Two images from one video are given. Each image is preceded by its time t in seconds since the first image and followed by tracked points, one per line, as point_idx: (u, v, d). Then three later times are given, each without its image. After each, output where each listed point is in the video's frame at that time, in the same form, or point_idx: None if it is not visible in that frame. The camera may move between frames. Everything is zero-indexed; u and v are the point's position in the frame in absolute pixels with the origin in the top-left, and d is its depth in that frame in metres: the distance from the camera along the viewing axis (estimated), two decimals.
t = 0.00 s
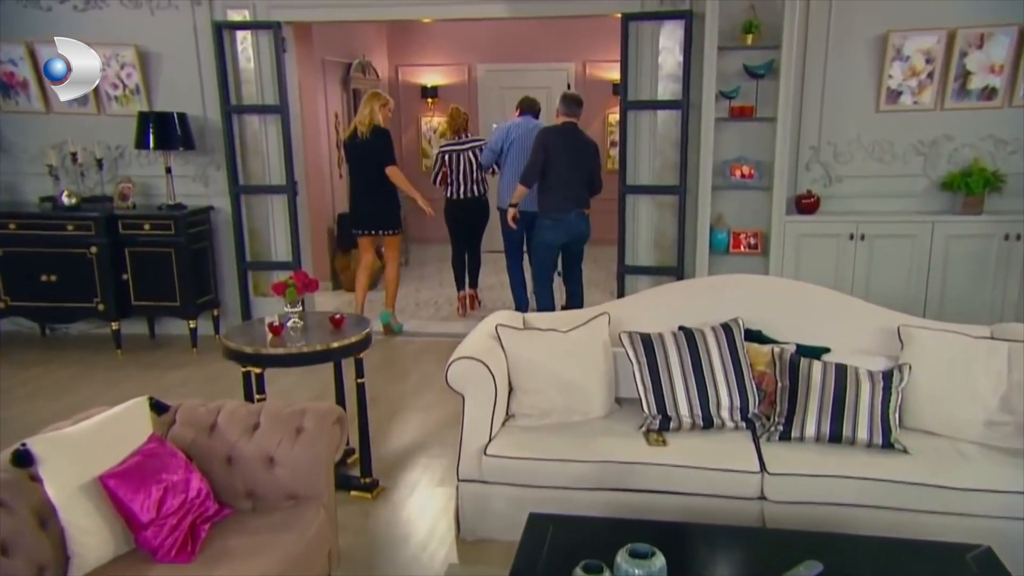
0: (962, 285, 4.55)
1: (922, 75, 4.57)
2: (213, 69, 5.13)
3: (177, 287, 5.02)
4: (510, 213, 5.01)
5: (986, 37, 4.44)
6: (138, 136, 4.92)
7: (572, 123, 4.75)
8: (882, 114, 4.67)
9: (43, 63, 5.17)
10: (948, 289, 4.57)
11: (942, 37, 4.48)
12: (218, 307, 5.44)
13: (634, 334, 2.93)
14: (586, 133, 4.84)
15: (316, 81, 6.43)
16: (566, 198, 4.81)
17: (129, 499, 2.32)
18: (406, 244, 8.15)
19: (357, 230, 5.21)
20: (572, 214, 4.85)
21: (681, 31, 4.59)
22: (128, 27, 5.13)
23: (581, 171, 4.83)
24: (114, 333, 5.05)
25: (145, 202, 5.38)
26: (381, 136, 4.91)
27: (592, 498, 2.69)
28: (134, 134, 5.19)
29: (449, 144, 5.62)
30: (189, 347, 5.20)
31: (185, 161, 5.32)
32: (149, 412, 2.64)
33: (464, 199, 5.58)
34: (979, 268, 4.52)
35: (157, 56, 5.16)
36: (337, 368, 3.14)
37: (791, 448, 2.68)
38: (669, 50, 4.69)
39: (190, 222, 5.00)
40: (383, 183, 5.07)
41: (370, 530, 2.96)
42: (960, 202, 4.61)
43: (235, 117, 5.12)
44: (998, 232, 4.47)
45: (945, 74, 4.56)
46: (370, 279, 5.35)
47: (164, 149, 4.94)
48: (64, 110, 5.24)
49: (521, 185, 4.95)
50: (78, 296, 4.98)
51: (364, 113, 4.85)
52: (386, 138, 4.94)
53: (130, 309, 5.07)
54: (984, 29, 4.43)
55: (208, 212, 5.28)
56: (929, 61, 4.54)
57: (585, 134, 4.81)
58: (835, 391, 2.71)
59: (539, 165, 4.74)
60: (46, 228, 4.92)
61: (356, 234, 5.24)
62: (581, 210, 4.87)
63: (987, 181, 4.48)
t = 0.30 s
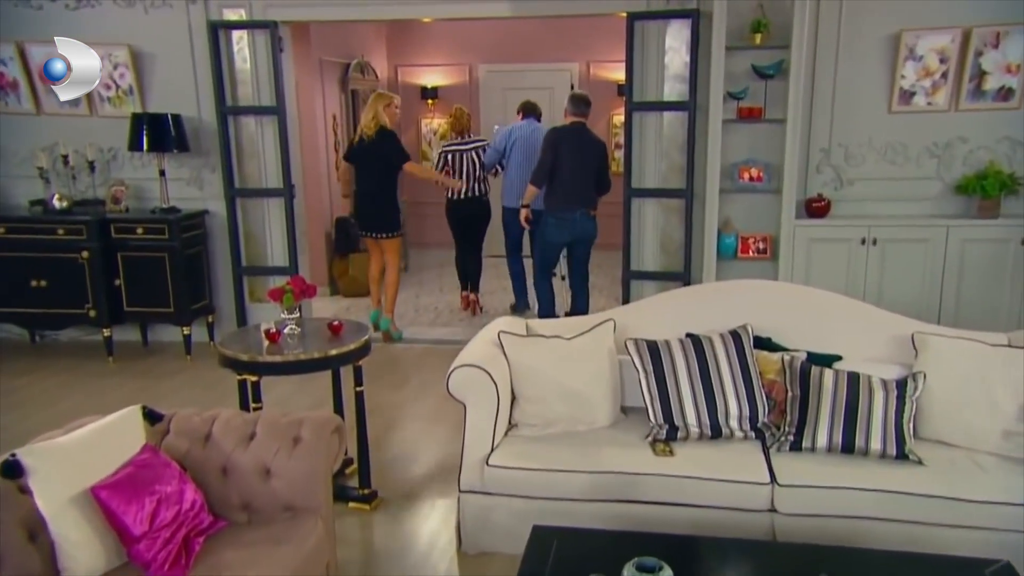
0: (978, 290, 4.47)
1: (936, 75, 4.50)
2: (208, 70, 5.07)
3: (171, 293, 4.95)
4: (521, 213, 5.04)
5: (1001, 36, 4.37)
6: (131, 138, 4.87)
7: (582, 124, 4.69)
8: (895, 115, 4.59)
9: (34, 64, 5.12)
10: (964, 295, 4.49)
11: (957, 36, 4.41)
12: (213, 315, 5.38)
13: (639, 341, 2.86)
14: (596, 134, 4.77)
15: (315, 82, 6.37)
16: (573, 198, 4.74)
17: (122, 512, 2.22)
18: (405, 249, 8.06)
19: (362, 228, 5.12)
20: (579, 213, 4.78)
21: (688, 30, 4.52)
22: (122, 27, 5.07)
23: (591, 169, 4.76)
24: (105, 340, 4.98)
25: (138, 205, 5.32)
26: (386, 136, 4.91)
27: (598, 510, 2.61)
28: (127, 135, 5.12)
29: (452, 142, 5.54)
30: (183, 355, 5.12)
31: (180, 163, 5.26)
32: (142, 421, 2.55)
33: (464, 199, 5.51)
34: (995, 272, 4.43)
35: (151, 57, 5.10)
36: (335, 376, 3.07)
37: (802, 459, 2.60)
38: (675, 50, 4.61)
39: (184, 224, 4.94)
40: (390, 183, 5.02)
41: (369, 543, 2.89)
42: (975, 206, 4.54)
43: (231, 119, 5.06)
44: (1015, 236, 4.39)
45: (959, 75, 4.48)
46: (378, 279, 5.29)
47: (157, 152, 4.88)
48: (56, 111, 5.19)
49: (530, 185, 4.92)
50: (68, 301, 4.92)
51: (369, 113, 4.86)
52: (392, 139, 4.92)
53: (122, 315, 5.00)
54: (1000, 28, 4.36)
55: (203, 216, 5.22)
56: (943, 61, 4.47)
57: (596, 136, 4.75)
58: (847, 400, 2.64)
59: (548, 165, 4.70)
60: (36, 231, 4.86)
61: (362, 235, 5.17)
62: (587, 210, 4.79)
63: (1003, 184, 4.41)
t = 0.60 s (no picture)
0: (993, 295, 4.39)
1: (950, 75, 4.43)
2: (204, 74, 5.02)
3: (166, 299, 4.89)
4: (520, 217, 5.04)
5: (1017, 35, 4.31)
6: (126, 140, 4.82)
7: (581, 128, 4.65)
8: (908, 117, 4.53)
9: (27, 65, 5.07)
10: (978, 300, 4.41)
11: (972, 36, 4.35)
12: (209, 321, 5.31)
13: (646, 348, 2.80)
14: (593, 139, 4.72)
15: (314, 83, 6.32)
16: (569, 201, 4.68)
17: (116, 523, 2.14)
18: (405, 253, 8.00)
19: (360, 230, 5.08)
20: (574, 216, 4.70)
21: (695, 30, 4.47)
22: (118, 27, 5.03)
23: (589, 172, 4.70)
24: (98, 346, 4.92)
25: (134, 209, 5.27)
26: (382, 137, 4.86)
27: (604, 521, 2.54)
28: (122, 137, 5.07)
29: (453, 144, 5.50)
30: (179, 362, 5.06)
31: (175, 166, 5.21)
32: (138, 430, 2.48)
33: (465, 199, 5.45)
34: (1010, 277, 4.36)
35: (146, 57, 5.05)
36: (335, 384, 3.01)
37: (814, 469, 2.53)
38: (682, 50, 4.56)
39: (179, 227, 4.89)
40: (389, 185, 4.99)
41: (369, 555, 2.82)
42: (990, 209, 4.47)
43: (228, 120, 5.01)
44: None
45: (973, 75, 4.42)
46: (380, 281, 5.22)
47: (152, 154, 4.83)
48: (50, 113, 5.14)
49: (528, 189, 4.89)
50: (61, 306, 4.86)
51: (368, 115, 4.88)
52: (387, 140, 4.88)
53: (116, 321, 4.95)
54: (1015, 27, 4.30)
55: (199, 219, 5.17)
56: (957, 61, 4.40)
57: (592, 142, 4.70)
58: (859, 409, 2.57)
59: (545, 169, 4.68)
60: (28, 235, 4.81)
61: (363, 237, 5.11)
62: (584, 213, 4.70)
63: (1019, 187, 4.34)
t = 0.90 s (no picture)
0: (1011, 302, 4.31)
1: (968, 77, 4.36)
2: (201, 79, 4.98)
3: (162, 305, 4.83)
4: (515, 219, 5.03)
5: None
6: (122, 143, 4.76)
7: (574, 129, 4.61)
8: (924, 119, 4.46)
9: (21, 66, 5.03)
10: (996, 307, 4.33)
11: (990, 36, 4.28)
12: (206, 328, 5.24)
13: (654, 357, 2.73)
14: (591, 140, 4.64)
15: (313, 85, 6.27)
16: (564, 202, 4.63)
17: (111, 536, 2.03)
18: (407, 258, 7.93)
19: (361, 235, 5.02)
20: (567, 218, 4.66)
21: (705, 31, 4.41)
22: (115, 28, 4.98)
23: (584, 174, 4.63)
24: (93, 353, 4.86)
25: (129, 213, 5.21)
26: (377, 138, 4.77)
27: (613, 535, 2.46)
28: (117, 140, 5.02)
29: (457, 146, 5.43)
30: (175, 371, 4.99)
31: (172, 169, 5.15)
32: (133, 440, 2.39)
33: (470, 202, 5.40)
34: None
35: (142, 59, 5.00)
36: (336, 393, 2.94)
37: (828, 482, 2.45)
38: (691, 51, 4.50)
39: (176, 231, 4.84)
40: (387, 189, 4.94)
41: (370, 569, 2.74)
42: (1010, 215, 4.39)
43: (227, 123, 4.96)
44: None
45: (992, 76, 4.34)
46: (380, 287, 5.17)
47: (149, 158, 4.78)
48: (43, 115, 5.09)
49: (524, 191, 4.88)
50: (54, 314, 4.80)
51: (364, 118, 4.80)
52: (383, 141, 4.78)
53: (110, 328, 4.89)
54: None
55: (196, 224, 5.11)
56: (975, 61, 4.33)
57: (587, 143, 4.62)
58: (875, 420, 2.50)
59: (536, 171, 4.68)
60: (22, 240, 4.76)
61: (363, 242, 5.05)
62: (580, 214, 4.65)
63: None
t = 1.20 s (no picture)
0: None
1: (987, 73, 4.28)
2: (201, 77, 4.93)
3: (160, 308, 4.78)
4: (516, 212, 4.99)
5: None
6: (120, 143, 4.71)
7: (578, 124, 4.55)
8: (942, 116, 4.38)
9: (16, 63, 4.98)
10: (1013, 309, 4.25)
11: (1009, 32, 4.20)
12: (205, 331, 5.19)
13: (663, 361, 2.67)
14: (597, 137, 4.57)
15: (314, 82, 6.22)
16: (567, 196, 4.57)
17: (110, 544, 1.95)
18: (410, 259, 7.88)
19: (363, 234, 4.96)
20: (570, 211, 4.59)
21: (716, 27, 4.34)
22: (113, 25, 4.93)
23: (586, 170, 4.57)
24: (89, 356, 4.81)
25: (127, 213, 5.16)
26: (377, 137, 4.71)
27: (623, 544, 2.40)
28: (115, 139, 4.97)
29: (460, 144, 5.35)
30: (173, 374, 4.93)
31: (170, 168, 5.10)
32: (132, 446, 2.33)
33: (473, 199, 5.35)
34: None
35: (139, 55, 4.95)
36: (338, 397, 2.88)
37: (844, 490, 2.38)
38: (702, 47, 4.43)
39: (174, 231, 4.78)
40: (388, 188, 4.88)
41: None
42: None
43: (226, 121, 4.91)
44: None
45: (1010, 72, 4.26)
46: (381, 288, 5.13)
47: (147, 156, 4.73)
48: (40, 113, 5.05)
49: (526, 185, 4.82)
50: (51, 317, 4.76)
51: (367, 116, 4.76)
52: (383, 140, 4.72)
53: (107, 331, 4.84)
54: None
55: (195, 224, 5.06)
56: (994, 57, 4.25)
57: (594, 139, 4.55)
58: (892, 426, 2.43)
59: (538, 162, 4.65)
60: (18, 241, 4.71)
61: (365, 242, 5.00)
62: (583, 208, 4.58)
63: None
